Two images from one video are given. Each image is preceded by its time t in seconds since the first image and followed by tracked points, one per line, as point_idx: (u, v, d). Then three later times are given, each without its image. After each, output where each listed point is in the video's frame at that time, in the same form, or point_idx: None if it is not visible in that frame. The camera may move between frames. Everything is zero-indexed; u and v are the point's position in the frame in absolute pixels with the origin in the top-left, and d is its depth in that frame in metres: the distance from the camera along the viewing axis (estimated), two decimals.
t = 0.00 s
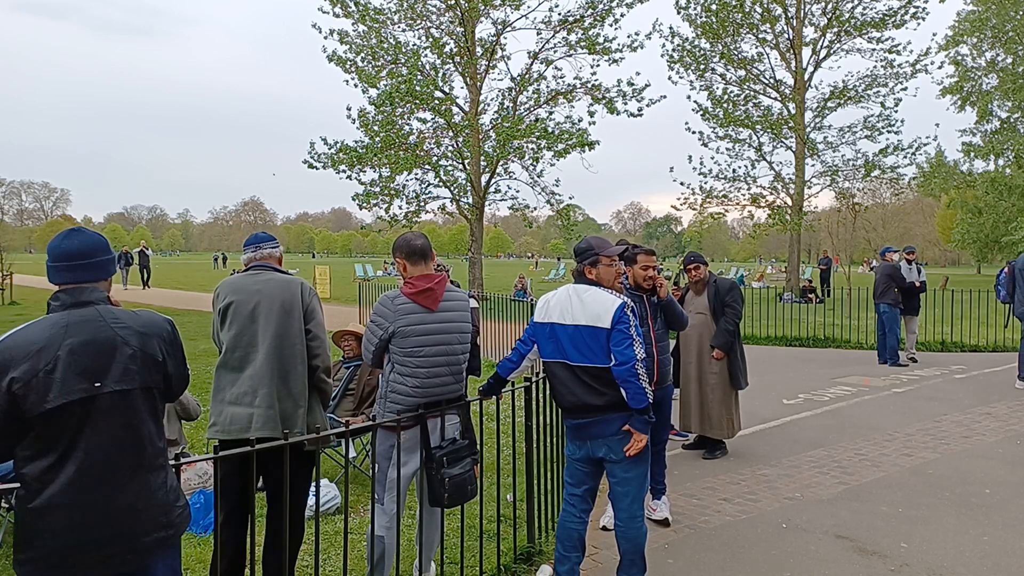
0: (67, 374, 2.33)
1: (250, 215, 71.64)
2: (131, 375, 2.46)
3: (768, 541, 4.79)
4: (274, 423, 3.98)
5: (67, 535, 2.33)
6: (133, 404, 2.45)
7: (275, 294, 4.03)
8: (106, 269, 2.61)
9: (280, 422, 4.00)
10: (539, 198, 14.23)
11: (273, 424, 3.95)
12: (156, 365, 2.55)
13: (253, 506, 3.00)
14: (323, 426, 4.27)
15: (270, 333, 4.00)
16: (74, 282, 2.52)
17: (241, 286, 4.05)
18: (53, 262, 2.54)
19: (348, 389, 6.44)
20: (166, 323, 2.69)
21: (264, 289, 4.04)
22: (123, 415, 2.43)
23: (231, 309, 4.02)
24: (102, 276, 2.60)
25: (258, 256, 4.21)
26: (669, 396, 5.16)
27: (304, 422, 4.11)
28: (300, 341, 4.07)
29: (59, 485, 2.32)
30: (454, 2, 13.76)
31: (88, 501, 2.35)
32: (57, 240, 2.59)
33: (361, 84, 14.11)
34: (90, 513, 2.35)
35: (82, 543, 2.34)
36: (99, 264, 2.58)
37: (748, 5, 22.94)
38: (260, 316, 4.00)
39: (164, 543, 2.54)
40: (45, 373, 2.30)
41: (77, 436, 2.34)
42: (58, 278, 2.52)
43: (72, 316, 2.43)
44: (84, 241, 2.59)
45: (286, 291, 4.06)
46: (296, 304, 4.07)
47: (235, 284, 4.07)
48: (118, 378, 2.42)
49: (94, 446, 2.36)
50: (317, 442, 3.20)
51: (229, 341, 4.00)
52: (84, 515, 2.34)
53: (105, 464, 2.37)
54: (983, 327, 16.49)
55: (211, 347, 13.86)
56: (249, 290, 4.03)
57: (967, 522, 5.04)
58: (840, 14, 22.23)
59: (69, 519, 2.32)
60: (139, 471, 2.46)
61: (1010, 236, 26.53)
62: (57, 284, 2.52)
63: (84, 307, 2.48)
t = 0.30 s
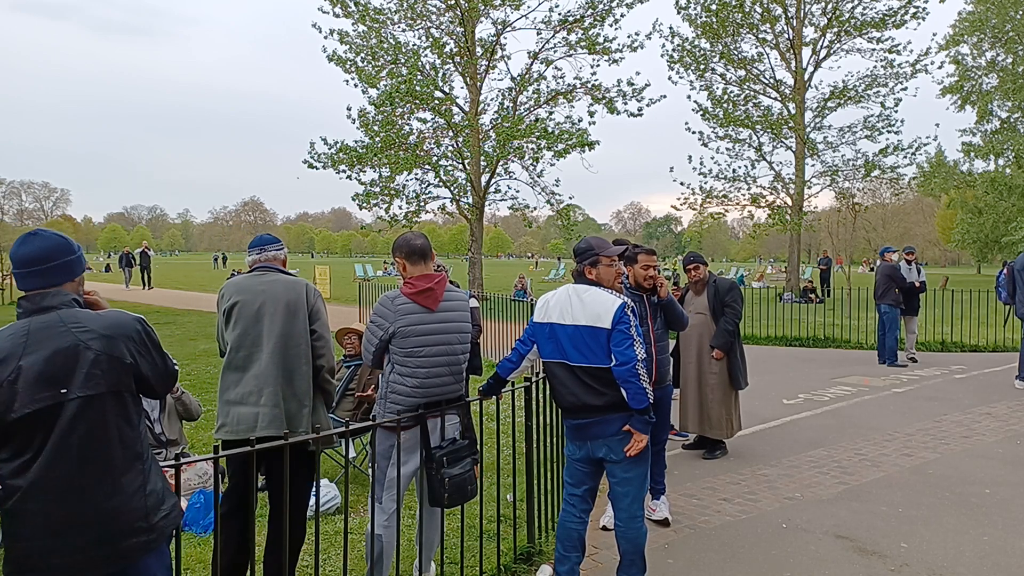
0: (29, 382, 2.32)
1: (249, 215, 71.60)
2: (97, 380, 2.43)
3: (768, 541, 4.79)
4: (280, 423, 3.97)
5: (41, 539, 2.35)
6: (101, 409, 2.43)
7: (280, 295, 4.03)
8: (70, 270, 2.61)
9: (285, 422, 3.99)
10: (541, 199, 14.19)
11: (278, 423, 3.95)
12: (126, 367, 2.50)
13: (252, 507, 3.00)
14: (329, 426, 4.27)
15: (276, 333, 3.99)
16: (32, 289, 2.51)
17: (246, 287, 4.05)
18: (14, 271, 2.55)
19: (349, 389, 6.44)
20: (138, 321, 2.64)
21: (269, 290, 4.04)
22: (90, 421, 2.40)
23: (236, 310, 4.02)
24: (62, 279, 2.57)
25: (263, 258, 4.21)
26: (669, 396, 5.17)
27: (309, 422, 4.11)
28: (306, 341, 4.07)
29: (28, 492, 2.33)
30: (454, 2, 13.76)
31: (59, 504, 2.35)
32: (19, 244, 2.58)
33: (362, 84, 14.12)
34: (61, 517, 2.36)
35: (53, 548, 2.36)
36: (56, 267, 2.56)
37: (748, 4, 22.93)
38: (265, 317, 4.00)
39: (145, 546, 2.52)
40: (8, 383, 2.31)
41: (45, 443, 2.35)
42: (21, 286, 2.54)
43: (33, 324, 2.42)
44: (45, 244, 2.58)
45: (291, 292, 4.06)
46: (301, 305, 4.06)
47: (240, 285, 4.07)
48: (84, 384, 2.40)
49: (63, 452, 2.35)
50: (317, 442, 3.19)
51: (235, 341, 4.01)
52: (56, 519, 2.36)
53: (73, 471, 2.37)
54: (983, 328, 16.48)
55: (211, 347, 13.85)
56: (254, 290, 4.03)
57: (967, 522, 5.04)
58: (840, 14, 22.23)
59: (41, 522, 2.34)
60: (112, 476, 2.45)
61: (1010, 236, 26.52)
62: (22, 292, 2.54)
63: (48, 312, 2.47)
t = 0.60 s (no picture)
0: (30, 384, 2.33)
1: (249, 215, 71.53)
2: (97, 381, 2.44)
3: (768, 541, 4.79)
4: (275, 420, 3.97)
5: (36, 540, 2.33)
6: (100, 410, 2.44)
7: (275, 294, 4.04)
8: (65, 272, 2.60)
9: (281, 419, 3.99)
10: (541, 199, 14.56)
11: (274, 421, 3.95)
12: (126, 368, 2.52)
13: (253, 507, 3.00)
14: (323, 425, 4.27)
15: (270, 332, 3.99)
16: (29, 292, 2.51)
17: (241, 287, 4.05)
18: (8, 274, 2.55)
19: (349, 390, 6.44)
20: (136, 322, 2.66)
21: (264, 289, 4.05)
22: (90, 422, 2.41)
23: (231, 309, 4.02)
24: (57, 280, 2.57)
25: (257, 258, 4.20)
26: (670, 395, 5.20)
27: (305, 419, 4.11)
28: (300, 340, 4.08)
29: (25, 493, 2.31)
30: (454, 2, 13.77)
31: (56, 506, 2.35)
32: (12, 246, 2.57)
33: (362, 84, 14.13)
34: (57, 519, 2.35)
35: (50, 549, 2.34)
36: (50, 269, 2.56)
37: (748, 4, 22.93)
38: (260, 316, 4.00)
39: (139, 547, 2.53)
40: (9, 386, 2.31)
41: (44, 445, 2.35)
42: (17, 289, 2.54)
43: (32, 326, 2.43)
44: (37, 246, 2.57)
45: (285, 291, 4.07)
46: (295, 304, 4.07)
47: (235, 285, 4.07)
48: (84, 385, 2.41)
49: (63, 453, 2.35)
50: (318, 443, 3.19)
51: (230, 340, 4.00)
52: (53, 520, 2.35)
53: (71, 471, 2.37)
54: (983, 328, 16.48)
55: (210, 347, 13.85)
56: (248, 290, 4.04)
57: (967, 523, 5.04)
58: (840, 14, 22.24)
59: (38, 524, 2.33)
60: (109, 476, 2.46)
61: (1011, 235, 26.52)
62: (19, 295, 2.54)
63: (46, 315, 2.48)
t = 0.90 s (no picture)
0: (40, 384, 2.34)
1: (249, 215, 71.46)
2: (105, 381, 2.46)
3: (768, 541, 4.79)
4: (259, 417, 3.97)
5: (38, 540, 2.33)
6: (106, 410, 2.45)
7: (261, 293, 4.05)
8: (64, 271, 2.59)
9: (265, 416, 3.99)
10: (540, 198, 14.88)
11: (258, 417, 3.96)
12: (132, 368, 2.55)
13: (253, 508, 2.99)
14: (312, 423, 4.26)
15: (255, 330, 4.00)
16: (34, 293, 2.51)
17: (229, 288, 4.08)
18: (8, 278, 2.54)
19: (349, 390, 6.45)
20: (141, 325, 2.69)
21: (250, 289, 4.06)
22: (97, 422, 2.42)
23: (219, 309, 4.05)
24: (58, 280, 2.56)
25: (246, 264, 4.18)
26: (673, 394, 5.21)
27: (289, 416, 4.10)
28: (285, 338, 4.08)
29: (29, 492, 2.30)
30: (454, 2, 13.78)
31: (59, 504, 2.34)
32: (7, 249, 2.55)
33: (362, 84, 14.13)
34: (59, 519, 2.35)
35: (51, 548, 2.34)
36: (50, 269, 2.55)
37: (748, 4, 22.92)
38: (245, 315, 4.01)
39: (139, 545, 2.53)
40: (18, 385, 2.31)
41: (50, 444, 2.34)
42: (18, 292, 2.54)
43: (42, 327, 2.43)
44: (32, 248, 2.55)
45: (272, 291, 4.07)
46: (281, 303, 4.07)
47: (224, 285, 4.11)
48: (92, 385, 2.43)
49: (68, 452, 2.36)
50: (315, 443, 3.19)
51: (217, 339, 4.04)
52: (55, 520, 2.34)
53: (77, 470, 2.37)
54: (983, 328, 16.48)
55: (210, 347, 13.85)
56: (236, 289, 4.06)
57: (967, 522, 5.04)
58: (840, 14, 22.24)
59: (40, 522, 2.32)
60: (113, 476, 2.47)
61: (1011, 235, 26.52)
62: (21, 298, 2.54)
63: (54, 315, 2.48)
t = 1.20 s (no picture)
0: (40, 380, 2.33)
1: (249, 215, 71.44)
2: (106, 378, 2.46)
3: (768, 541, 4.79)
4: (267, 409, 3.95)
5: (38, 536, 2.32)
6: (107, 407, 2.45)
7: (268, 291, 4.07)
8: (67, 271, 2.59)
9: (272, 408, 3.98)
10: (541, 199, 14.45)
11: (266, 408, 3.93)
12: (132, 366, 2.55)
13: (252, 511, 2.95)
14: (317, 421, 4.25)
15: (263, 325, 4.00)
16: (37, 292, 2.51)
17: (237, 287, 4.10)
18: (12, 277, 2.54)
19: (349, 390, 6.44)
20: (142, 324, 2.69)
21: (258, 287, 4.08)
22: (97, 420, 2.42)
23: (227, 307, 4.05)
24: (61, 280, 2.56)
25: (254, 267, 4.22)
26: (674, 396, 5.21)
27: (297, 410, 4.09)
28: (293, 334, 4.08)
29: (29, 490, 2.30)
30: (454, 2, 13.77)
31: (59, 501, 2.34)
32: (13, 249, 2.56)
33: (362, 84, 14.13)
34: (60, 516, 2.34)
35: (52, 545, 2.33)
36: (53, 270, 2.54)
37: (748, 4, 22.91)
38: (253, 311, 4.02)
39: (139, 543, 2.53)
40: (20, 380, 2.31)
41: (50, 441, 2.34)
42: (22, 292, 2.54)
43: (45, 323, 2.44)
44: (37, 248, 2.56)
45: (279, 289, 4.09)
46: (288, 300, 4.09)
47: (232, 286, 4.12)
48: (93, 381, 2.43)
49: (69, 449, 2.35)
50: (316, 443, 3.18)
51: (224, 334, 4.02)
52: (55, 516, 2.33)
53: (78, 467, 2.37)
54: (983, 328, 16.47)
55: (210, 347, 13.85)
56: (244, 288, 4.08)
57: (967, 522, 5.04)
58: (840, 14, 22.23)
59: (40, 519, 2.32)
60: (113, 473, 2.46)
61: (1010, 235, 26.52)
62: (25, 297, 2.54)
63: (56, 313, 2.49)
